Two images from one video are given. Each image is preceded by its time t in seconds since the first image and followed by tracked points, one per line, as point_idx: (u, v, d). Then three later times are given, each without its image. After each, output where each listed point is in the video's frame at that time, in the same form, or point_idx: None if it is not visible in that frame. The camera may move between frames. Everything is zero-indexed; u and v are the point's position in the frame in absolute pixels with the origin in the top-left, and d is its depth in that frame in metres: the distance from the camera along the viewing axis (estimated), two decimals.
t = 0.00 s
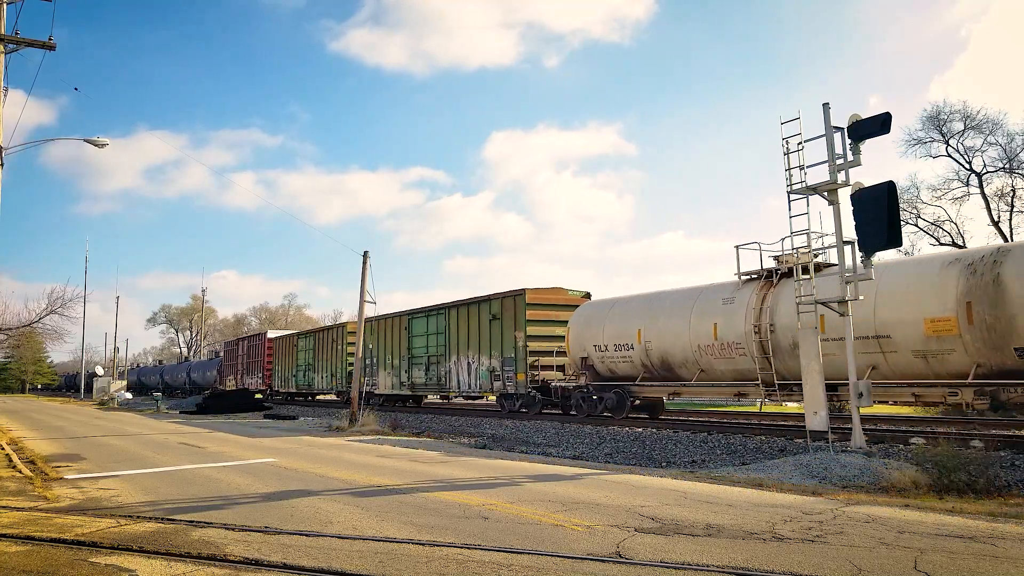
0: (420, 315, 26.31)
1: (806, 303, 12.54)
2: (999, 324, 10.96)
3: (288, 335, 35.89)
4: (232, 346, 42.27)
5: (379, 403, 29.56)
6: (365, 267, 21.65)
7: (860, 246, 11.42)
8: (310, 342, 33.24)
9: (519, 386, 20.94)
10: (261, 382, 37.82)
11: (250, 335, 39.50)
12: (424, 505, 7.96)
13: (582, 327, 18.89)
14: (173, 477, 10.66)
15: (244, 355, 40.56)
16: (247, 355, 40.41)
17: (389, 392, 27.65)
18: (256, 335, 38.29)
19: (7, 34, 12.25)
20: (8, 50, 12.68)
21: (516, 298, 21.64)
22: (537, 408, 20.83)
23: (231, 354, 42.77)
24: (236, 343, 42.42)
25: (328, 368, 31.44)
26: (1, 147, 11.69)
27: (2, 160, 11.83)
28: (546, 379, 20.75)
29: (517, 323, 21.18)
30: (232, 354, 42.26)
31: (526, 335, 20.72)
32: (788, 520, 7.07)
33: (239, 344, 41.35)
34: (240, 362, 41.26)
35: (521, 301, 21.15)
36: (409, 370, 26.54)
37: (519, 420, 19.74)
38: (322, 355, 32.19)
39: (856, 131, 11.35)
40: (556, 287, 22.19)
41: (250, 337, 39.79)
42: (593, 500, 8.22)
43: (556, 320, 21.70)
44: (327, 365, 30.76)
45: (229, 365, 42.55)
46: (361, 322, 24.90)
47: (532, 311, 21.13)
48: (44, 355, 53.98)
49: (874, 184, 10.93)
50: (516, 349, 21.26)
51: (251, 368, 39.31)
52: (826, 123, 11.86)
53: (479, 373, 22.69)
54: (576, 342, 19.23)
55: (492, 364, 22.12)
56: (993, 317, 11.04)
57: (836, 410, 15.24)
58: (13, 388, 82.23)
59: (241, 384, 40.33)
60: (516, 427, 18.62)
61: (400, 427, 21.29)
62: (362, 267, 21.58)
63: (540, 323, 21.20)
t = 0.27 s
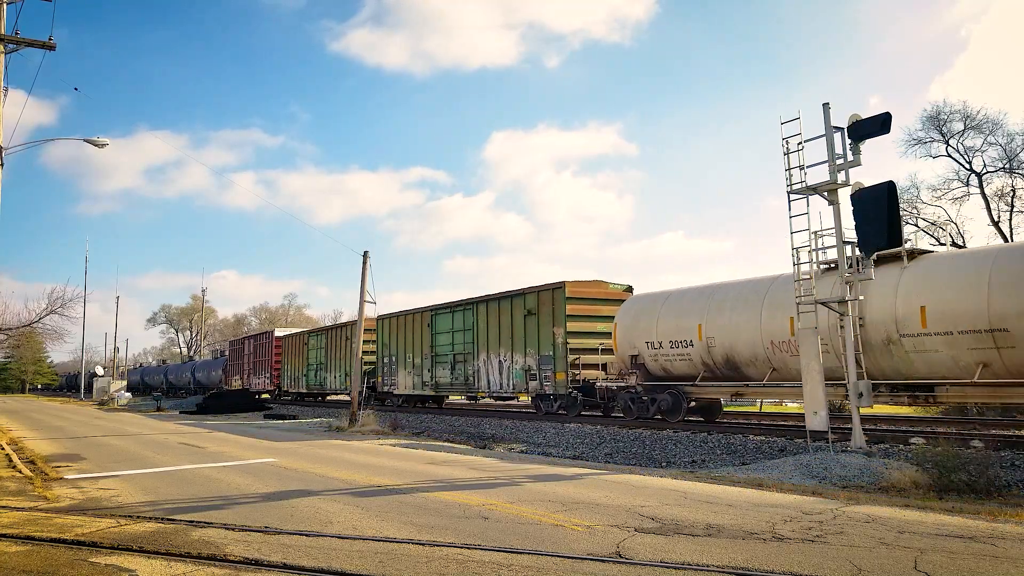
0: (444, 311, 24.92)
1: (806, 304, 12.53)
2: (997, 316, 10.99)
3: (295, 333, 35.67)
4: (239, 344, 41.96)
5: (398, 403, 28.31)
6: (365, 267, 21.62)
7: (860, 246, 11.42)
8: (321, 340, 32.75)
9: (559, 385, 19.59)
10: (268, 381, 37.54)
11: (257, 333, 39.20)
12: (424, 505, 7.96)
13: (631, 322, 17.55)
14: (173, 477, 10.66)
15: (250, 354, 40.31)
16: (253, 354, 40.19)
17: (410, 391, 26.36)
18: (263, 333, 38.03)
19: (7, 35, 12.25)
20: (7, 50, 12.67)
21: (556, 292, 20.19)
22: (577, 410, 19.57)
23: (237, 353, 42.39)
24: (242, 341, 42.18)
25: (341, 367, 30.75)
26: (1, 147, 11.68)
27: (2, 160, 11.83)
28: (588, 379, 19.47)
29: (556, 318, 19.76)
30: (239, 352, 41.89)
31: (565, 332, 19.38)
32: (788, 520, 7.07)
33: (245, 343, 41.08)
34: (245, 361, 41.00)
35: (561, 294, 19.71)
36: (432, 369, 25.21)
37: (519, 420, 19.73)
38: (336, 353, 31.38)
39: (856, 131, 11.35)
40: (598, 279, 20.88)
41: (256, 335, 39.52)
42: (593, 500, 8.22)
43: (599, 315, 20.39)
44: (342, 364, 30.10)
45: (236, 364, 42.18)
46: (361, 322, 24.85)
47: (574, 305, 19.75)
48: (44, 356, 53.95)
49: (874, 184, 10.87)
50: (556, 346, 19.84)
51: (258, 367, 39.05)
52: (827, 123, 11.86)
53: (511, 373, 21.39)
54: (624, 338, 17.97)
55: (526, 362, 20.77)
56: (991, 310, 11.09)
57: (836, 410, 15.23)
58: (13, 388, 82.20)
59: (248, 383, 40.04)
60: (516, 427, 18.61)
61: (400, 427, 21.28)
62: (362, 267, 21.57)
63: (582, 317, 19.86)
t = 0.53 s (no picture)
0: (475, 307, 23.76)
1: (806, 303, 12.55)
2: (991, 317, 11.05)
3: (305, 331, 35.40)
4: (247, 343, 41.68)
5: (423, 404, 27.26)
6: (365, 267, 21.61)
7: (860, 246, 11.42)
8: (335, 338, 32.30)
9: (604, 386, 18.33)
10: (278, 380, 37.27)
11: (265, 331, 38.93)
12: (424, 505, 7.96)
13: (691, 318, 16.24)
14: (173, 477, 10.66)
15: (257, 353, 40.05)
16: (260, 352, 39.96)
17: (438, 391, 25.23)
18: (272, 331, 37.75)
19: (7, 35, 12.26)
20: (8, 50, 12.68)
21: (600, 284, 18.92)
22: (625, 411, 18.34)
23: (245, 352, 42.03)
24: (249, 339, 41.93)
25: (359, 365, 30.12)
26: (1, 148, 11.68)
27: (2, 160, 11.84)
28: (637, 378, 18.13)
29: (600, 313, 18.53)
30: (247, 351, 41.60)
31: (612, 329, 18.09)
32: (788, 520, 7.07)
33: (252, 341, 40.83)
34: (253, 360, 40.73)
35: (606, 287, 18.46)
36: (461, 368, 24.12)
37: (519, 420, 19.73)
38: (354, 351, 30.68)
39: (856, 131, 11.35)
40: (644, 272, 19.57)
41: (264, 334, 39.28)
42: (593, 500, 8.22)
43: (646, 310, 19.12)
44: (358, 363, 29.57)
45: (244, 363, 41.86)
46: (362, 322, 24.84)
47: (622, 299, 18.41)
48: (44, 356, 53.95)
49: (874, 184, 10.92)
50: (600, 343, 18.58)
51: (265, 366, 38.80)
52: (827, 123, 11.86)
53: (549, 372, 20.29)
54: (682, 334, 16.57)
55: (567, 360, 19.57)
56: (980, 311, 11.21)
57: (836, 410, 15.24)
58: (13, 388, 82.20)
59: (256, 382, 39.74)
60: (516, 427, 18.60)
61: (400, 427, 21.27)
62: (362, 267, 21.57)
63: (630, 311, 18.55)
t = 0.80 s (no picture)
0: (508, 302, 22.36)
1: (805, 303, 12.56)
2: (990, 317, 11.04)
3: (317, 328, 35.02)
4: (255, 341, 41.28)
5: (448, 404, 25.99)
6: (365, 267, 21.60)
7: (860, 246, 11.42)
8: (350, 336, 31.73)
9: (659, 386, 16.87)
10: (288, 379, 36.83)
11: (274, 329, 38.57)
12: (424, 505, 7.96)
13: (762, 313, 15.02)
14: (173, 477, 10.66)
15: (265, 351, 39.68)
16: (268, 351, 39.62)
17: (467, 391, 23.90)
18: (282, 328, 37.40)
19: (7, 35, 12.26)
20: (8, 50, 12.68)
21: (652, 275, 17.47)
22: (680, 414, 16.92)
23: (254, 351, 41.58)
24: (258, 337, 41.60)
25: (378, 364, 29.28)
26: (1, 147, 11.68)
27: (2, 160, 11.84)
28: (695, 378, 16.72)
29: (654, 307, 17.10)
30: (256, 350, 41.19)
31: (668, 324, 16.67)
32: (788, 520, 7.07)
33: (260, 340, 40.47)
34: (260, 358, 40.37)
35: (661, 279, 17.01)
36: (492, 367, 22.72)
37: (519, 420, 19.73)
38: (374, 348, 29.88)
39: (856, 131, 11.35)
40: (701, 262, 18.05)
41: (273, 332, 38.96)
42: (593, 500, 8.22)
43: (702, 304, 17.65)
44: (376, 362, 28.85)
45: (252, 362, 41.43)
46: (362, 322, 24.85)
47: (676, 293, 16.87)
48: (44, 356, 53.92)
49: (875, 184, 10.92)
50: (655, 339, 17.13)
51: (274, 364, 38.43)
52: (827, 123, 11.84)
53: (592, 371, 18.92)
54: (751, 331, 15.35)
55: (614, 358, 18.21)
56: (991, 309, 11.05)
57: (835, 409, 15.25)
58: (13, 388, 82.19)
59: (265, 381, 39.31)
60: (516, 427, 18.60)
61: (400, 427, 21.26)
62: (362, 267, 21.58)
63: (685, 304, 17.12)
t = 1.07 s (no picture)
0: (547, 296, 20.99)
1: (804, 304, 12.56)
2: None
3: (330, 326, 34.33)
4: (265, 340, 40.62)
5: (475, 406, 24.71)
6: (365, 267, 21.60)
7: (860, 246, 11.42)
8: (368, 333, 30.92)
9: (725, 387, 15.45)
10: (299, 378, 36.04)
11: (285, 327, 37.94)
12: (424, 505, 7.96)
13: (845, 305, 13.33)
14: (173, 477, 10.66)
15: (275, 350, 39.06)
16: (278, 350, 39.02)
17: (499, 391, 22.56)
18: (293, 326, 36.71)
19: (7, 35, 12.25)
20: (8, 50, 12.68)
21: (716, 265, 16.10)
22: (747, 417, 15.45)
23: (263, 350, 40.84)
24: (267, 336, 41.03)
25: (399, 362, 28.26)
26: (1, 148, 11.67)
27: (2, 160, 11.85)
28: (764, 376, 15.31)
29: (717, 300, 15.71)
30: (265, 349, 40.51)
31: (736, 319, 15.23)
32: (788, 520, 7.07)
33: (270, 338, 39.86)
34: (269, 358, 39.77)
35: (725, 268, 15.62)
36: (530, 366, 21.36)
37: (519, 420, 19.72)
38: (394, 345, 28.89)
39: (856, 131, 11.35)
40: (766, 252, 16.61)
41: (283, 330, 38.37)
42: (593, 500, 8.22)
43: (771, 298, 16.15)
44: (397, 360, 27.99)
45: (262, 361, 40.73)
46: (362, 322, 24.86)
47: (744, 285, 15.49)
48: (44, 356, 53.89)
49: (874, 184, 10.91)
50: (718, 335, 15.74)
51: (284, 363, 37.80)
52: (827, 123, 11.84)
53: (644, 370, 17.55)
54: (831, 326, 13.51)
55: (670, 355, 16.82)
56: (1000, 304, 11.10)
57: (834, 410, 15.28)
58: (13, 388, 82.18)
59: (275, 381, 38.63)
60: (516, 427, 18.60)
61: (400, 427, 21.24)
62: (362, 267, 21.58)
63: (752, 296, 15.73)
